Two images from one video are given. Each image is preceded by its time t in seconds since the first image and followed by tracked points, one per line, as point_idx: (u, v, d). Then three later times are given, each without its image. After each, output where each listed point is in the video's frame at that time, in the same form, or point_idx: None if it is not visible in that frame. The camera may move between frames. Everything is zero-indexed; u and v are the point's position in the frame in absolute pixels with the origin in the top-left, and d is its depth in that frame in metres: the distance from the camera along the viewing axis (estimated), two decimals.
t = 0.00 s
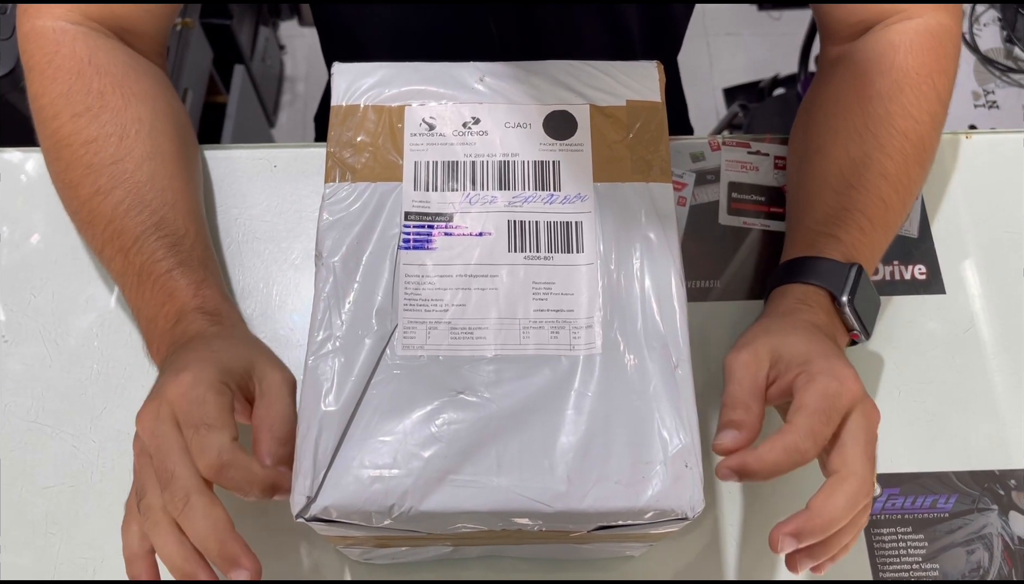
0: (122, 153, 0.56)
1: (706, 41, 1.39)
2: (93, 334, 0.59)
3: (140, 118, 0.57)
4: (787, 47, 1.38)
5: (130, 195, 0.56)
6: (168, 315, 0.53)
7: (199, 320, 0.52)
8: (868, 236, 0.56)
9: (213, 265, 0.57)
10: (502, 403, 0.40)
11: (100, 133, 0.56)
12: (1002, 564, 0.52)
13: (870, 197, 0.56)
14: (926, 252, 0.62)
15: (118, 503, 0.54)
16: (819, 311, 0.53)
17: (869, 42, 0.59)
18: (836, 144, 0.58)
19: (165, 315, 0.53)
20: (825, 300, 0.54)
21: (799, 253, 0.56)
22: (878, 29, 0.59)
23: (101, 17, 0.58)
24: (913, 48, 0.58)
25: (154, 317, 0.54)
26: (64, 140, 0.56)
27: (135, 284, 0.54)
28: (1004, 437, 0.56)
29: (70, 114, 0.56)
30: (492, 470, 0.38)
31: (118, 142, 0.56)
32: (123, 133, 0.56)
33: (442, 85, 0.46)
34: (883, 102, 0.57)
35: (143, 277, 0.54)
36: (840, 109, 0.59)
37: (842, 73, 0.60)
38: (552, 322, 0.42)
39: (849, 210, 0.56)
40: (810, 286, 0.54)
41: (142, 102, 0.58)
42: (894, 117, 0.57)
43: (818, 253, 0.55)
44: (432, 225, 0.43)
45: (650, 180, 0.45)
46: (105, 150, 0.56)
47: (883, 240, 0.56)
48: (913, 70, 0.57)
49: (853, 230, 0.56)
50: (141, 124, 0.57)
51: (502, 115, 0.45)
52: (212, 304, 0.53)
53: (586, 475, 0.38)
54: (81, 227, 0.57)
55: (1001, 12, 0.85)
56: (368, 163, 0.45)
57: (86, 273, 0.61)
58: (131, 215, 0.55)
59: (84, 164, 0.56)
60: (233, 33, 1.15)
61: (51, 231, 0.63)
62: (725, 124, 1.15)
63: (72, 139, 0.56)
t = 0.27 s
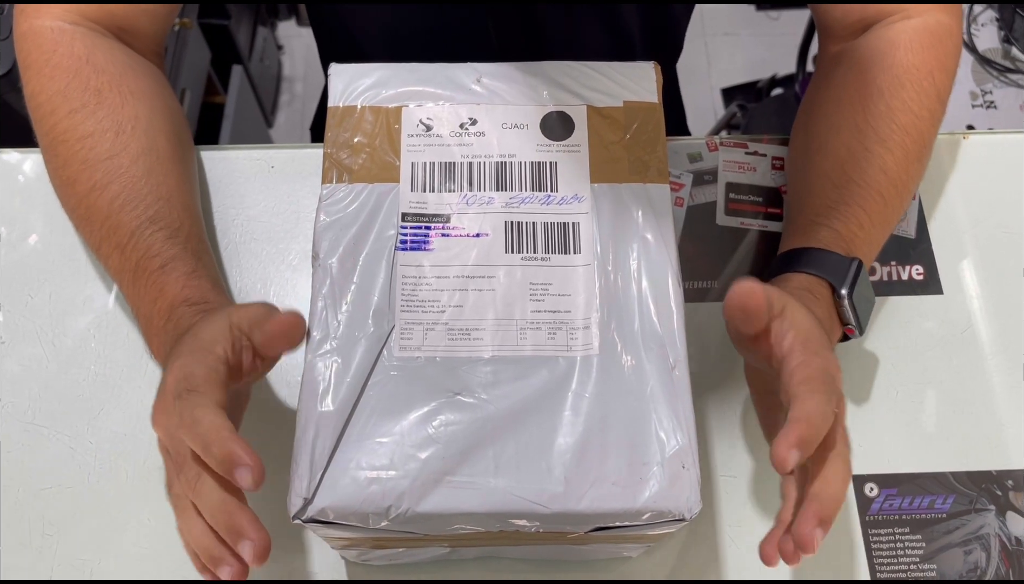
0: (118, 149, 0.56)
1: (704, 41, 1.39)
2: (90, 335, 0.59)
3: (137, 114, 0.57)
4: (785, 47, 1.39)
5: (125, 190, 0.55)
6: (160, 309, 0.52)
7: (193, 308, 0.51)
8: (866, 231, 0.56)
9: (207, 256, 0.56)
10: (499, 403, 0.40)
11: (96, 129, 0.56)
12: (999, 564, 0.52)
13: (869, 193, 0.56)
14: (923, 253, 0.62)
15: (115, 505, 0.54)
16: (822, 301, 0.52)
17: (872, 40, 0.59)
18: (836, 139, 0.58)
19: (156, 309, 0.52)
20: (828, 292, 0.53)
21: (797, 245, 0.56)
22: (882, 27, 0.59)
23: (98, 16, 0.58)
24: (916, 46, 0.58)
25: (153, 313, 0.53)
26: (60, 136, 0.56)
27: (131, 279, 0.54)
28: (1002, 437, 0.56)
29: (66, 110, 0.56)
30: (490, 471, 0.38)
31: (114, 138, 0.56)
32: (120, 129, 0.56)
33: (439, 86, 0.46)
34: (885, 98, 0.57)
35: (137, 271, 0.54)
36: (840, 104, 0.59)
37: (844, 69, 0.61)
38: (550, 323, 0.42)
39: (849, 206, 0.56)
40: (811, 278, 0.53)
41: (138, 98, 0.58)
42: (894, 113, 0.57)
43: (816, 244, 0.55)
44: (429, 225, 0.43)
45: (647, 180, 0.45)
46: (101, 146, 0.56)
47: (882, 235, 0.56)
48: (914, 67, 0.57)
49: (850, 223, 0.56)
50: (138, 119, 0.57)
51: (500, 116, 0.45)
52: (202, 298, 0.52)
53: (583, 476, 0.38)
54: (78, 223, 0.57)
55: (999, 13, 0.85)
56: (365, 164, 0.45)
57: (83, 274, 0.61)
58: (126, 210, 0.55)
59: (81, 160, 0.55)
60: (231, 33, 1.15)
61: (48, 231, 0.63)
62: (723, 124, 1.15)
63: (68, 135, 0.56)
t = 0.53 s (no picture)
0: (148, 140, 0.57)
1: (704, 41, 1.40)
2: (91, 335, 0.59)
3: (159, 106, 0.59)
4: (783, 46, 1.39)
5: (163, 179, 0.56)
6: (233, 284, 0.55)
7: (261, 278, 0.54)
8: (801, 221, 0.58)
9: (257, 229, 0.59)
10: (501, 402, 0.40)
11: (122, 124, 0.56)
12: (998, 563, 0.53)
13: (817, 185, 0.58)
14: (923, 252, 0.62)
15: (117, 504, 0.54)
16: (735, 281, 0.55)
17: (876, 39, 0.58)
18: (805, 129, 0.59)
19: (228, 286, 0.55)
20: (743, 274, 0.56)
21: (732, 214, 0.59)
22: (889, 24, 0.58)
23: (93, 20, 0.58)
24: (919, 53, 0.56)
25: (225, 290, 0.56)
26: (87, 136, 0.56)
27: (195, 262, 0.56)
28: (1001, 436, 0.56)
29: (86, 109, 0.56)
30: (493, 471, 0.38)
31: (140, 131, 0.57)
32: (147, 122, 0.57)
33: (441, 86, 0.46)
34: (867, 96, 0.57)
35: (199, 253, 0.56)
36: (820, 93, 0.60)
37: (840, 60, 0.60)
38: (552, 323, 0.42)
39: (791, 191, 0.58)
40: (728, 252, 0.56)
41: (154, 92, 0.59)
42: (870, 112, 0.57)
43: (746, 217, 0.58)
44: (431, 226, 0.43)
45: (648, 180, 0.45)
46: (128, 140, 0.56)
47: (818, 226, 0.59)
48: (907, 74, 0.56)
49: (783, 208, 0.58)
50: (160, 110, 0.58)
51: (501, 116, 0.45)
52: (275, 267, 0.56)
53: (585, 475, 0.38)
54: (118, 217, 0.58)
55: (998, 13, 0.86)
56: (367, 165, 0.45)
57: (85, 274, 0.61)
58: (168, 198, 0.56)
59: (110, 155, 0.56)
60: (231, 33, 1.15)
61: (49, 232, 0.63)
62: (722, 123, 1.16)
63: (94, 132, 0.56)
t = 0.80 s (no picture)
0: (146, 147, 0.57)
1: (703, 39, 1.40)
2: (89, 335, 0.59)
3: (154, 112, 0.58)
4: (782, 45, 1.39)
5: (163, 187, 0.56)
6: (236, 291, 0.55)
7: (265, 285, 0.54)
8: (801, 226, 0.58)
9: (259, 235, 0.59)
10: (498, 404, 0.40)
11: (118, 132, 0.56)
12: (997, 562, 0.52)
13: (818, 190, 0.58)
14: (921, 252, 0.62)
15: (114, 505, 0.54)
16: (731, 283, 0.55)
17: (882, 47, 0.58)
18: (809, 132, 0.59)
19: (232, 295, 0.55)
20: (739, 279, 0.55)
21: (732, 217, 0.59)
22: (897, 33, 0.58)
23: (90, 28, 0.57)
24: (925, 63, 0.57)
25: (228, 298, 0.56)
26: (83, 145, 0.56)
27: (198, 270, 0.57)
28: (1001, 435, 0.56)
29: (82, 119, 0.56)
30: (491, 474, 0.38)
31: (137, 138, 0.57)
32: (142, 130, 0.57)
33: (437, 88, 0.46)
34: (871, 104, 0.58)
35: (201, 260, 0.56)
36: (823, 98, 0.60)
37: (845, 67, 0.60)
38: (549, 324, 0.42)
39: (792, 195, 0.58)
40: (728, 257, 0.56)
41: (148, 98, 0.58)
42: (873, 119, 0.58)
43: (747, 220, 0.58)
44: (428, 228, 0.43)
45: (646, 183, 0.45)
46: (125, 148, 0.56)
47: (816, 231, 0.59)
48: (911, 82, 0.57)
49: (785, 212, 0.58)
50: (156, 117, 0.58)
51: (498, 119, 0.45)
52: (279, 273, 0.56)
53: (583, 479, 0.38)
54: (119, 226, 0.58)
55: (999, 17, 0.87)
56: (364, 167, 0.45)
57: (83, 274, 0.61)
58: (168, 205, 0.56)
59: (108, 165, 0.56)
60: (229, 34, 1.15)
61: (47, 232, 0.63)
62: (721, 122, 1.16)
63: (91, 142, 0.56)
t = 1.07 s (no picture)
0: (144, 144, 0.56)
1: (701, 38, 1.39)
2: (87, 333, 0.59)
3: (154, 110, 0.58)
4: (781, 44, 1.39)
5: (160, 185, 0.56)
6: (234, 291, 0.55)
7: (263, 286, 0.54)
8: (806, 227, 0.58)
9: (257, 234, 0.60)
10: (497, 406, 0.39)
11: (117, 130, 0.56)
12: (996, 558, 0.53)
13: (820, 189, 0.58)
14: (920, 249, 0.62)
15: (113, 503, 0.53)
16: (737, 286, 0.56)
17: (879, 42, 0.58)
18: (810, 130, 0.59)
19: (230, 295, 0.55)
20: (745, 282, 0.56)
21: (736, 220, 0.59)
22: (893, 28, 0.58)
23: (91, 25, 0.58)
24: (924, 57, 0.57)
25: (225, 297, 0.56)
26: (82, 143, 0.56)
27: (195, 270, 0.57)
28: (1000, 432, 0.56)
29: (80, 117, 0.56)
30: (489, 478, 0.38)
31: (135, 136, 0.56)
32: (140, 128, 0.57)
33: (438, 90, 0.46)
34: (872, 101, 0.58)
35: (198, 259, 0.56)
36: (823, 96, 0.60)
37: (843, 62, 0.60)
38: (549, 327, 0.42)
39: (795, 196, 0.58)
40: (735, 259, 0.56)
41: (147, 96, 0.58)
42: (874, 116, 0.57)
43: (751, 223, 0.58)
44: (428, 230, 0.43)
45: (647, 185, 0.45)
46: (124, 146, 0.56)
47: (820, 232, 0.59)
48: (909, 77, 0.57)
49: (789, 213, 0.58)
50: (155, 116, 0.58)
51: (499, 120, 0.45)
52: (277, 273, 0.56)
53: (583, 482, 0.38)
54: (117, 224, 0.58)
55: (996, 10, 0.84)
56: (364, 168, 0.45)
57: (81, 272, 0.61)
58: (165, 205, 0.56)
59: (105, 163, 0.56)
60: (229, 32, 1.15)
61: (46, 230, 0.63)
62: (719, 121, 1.15)
63: (89, 140, 0.56)
